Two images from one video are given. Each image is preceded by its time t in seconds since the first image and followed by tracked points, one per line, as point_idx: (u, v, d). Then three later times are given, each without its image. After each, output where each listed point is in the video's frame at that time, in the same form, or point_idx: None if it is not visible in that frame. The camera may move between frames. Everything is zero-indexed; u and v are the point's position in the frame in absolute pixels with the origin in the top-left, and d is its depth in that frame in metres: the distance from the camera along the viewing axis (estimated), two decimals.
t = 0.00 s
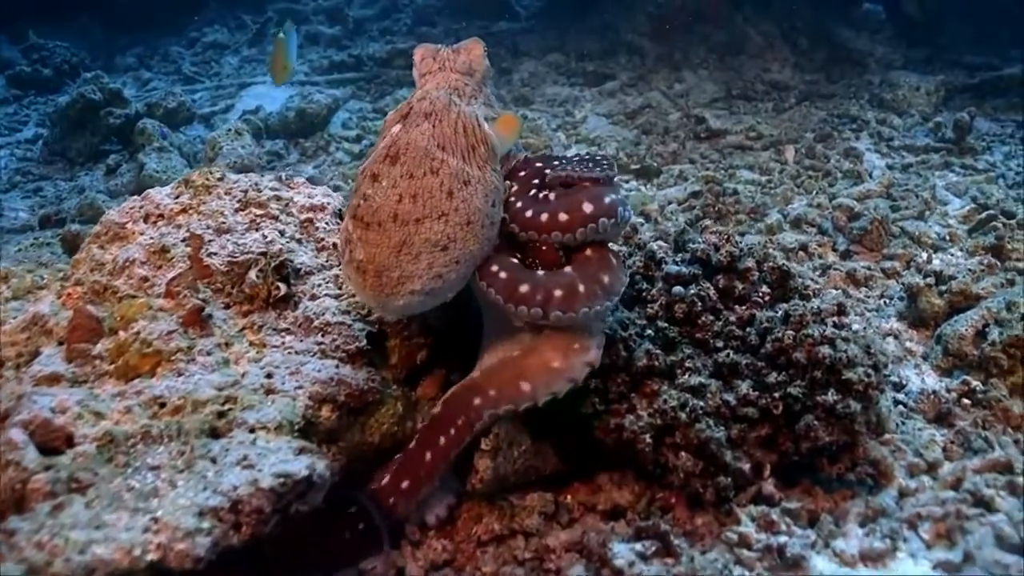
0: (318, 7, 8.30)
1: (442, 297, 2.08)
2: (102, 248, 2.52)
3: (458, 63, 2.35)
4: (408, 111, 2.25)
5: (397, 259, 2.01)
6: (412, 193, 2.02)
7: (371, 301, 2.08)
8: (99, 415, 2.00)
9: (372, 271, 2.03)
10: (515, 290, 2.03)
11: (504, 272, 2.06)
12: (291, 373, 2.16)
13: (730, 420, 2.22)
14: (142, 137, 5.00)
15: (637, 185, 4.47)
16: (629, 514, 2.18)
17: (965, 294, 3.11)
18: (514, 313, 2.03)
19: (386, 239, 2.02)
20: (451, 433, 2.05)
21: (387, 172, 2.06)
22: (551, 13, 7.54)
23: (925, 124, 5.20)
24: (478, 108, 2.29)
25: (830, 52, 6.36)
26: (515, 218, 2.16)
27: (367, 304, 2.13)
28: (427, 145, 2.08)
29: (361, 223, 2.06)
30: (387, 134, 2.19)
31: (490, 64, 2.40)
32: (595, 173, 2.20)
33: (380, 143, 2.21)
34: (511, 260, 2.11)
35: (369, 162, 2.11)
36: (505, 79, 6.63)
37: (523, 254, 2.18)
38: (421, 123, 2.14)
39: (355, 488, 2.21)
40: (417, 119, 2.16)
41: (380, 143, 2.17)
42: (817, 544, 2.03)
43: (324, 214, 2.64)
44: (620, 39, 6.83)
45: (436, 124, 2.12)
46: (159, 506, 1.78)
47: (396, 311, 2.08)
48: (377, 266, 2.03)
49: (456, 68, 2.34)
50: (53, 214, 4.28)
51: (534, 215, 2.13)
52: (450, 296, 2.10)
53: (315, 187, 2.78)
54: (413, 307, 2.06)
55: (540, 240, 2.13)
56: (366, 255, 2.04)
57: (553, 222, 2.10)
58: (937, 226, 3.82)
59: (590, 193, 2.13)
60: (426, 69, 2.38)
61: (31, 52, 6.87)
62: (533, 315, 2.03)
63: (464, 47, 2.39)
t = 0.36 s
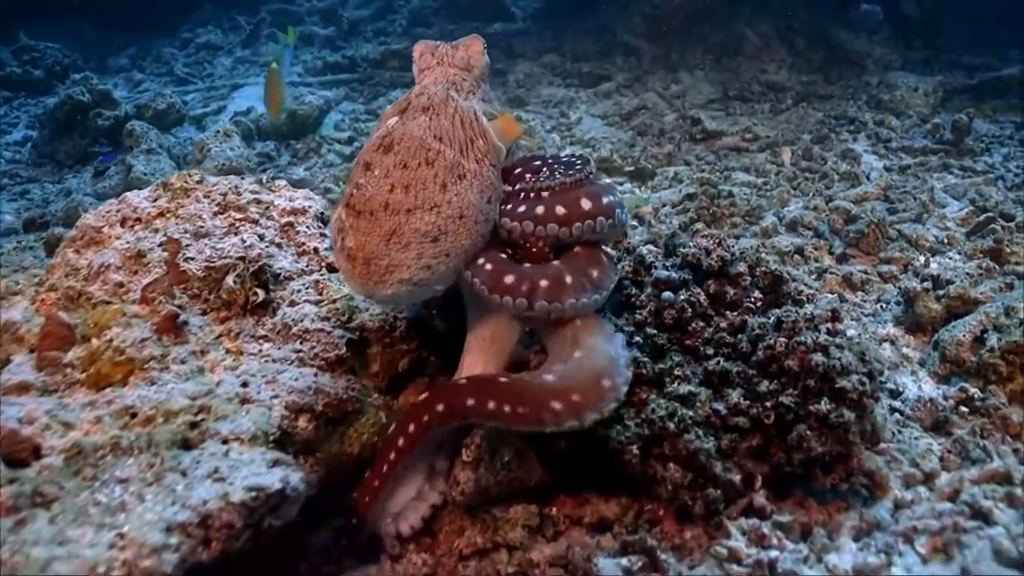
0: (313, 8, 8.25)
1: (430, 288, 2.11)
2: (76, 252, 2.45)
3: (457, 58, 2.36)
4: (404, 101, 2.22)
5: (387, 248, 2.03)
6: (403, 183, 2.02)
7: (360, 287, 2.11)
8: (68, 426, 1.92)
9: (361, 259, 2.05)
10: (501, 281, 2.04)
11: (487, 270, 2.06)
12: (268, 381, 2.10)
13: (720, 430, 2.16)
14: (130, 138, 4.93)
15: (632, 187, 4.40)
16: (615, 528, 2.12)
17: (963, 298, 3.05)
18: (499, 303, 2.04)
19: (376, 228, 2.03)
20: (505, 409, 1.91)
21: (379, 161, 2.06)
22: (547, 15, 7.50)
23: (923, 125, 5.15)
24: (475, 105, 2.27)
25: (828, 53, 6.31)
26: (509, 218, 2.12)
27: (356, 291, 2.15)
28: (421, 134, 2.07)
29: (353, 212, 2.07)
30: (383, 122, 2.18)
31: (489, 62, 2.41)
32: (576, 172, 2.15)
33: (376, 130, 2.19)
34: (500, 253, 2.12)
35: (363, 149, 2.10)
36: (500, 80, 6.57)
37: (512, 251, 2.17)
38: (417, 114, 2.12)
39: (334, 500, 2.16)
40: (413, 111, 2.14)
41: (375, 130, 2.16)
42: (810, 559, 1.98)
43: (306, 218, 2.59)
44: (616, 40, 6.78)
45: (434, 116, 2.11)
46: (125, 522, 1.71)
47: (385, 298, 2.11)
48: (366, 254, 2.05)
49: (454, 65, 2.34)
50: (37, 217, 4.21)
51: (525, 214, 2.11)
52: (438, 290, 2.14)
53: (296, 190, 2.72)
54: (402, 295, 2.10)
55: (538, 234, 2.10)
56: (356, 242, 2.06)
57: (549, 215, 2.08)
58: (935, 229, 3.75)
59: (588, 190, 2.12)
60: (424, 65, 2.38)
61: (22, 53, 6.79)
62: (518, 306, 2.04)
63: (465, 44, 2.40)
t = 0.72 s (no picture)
0: (312, 11, 8.22)
1: (432, 286, 2.05)
2: (60, 259, 2.38)
3: (462, 66, 2.32)
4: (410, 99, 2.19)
5: (389, 241, 1.98)
6: (406, 176, 1.98)
7: (361, 282, 2.07)
8: (44, 439, 1.86)
9: (363, 251, 2.02)
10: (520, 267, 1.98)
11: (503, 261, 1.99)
12: (253, 393, 2.04)
13: (720, 440, 2.09)
14: (125, 142, 4.88)
15: (632, 191, 4.33)
16: (610, 543, 2.06)
17: (970, 304, 2.97)
18: (519, 290, 1.96)
19: (379, 220, 1.99)
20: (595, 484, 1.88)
21: (381, 153, 2.02)
22: (548, 18, 7.46)
23: (928, 126, 5.08)
24: (481, 108, 2.23)
25: (831, 54, 6.25)
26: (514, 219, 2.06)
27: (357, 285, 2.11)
28: (423, 127, 2.03)
29: (356, 203, 2.03)
30: (388, 117, 2.15)
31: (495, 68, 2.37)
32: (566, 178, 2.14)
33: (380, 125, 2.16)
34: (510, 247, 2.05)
35: (367, 142, 2.07)
36: (500, 82, 6.52)
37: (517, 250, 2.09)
38: (422, 109, 2.09)
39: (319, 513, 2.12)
40: (419, 107, 2.11)
41: (379, 125, 2.13)
42: (812, 575, 1.90)
43: (295, 223, 2.54)
44: (617, 42, 6.73)
45: (440, 113, 2.08)
46: (100, 539, 1.64)
47: (386, 294, 2.07)
48: (368, 246, 2.01)
49: (460, 70, 2.30)
50: (29, 223, 4.16)
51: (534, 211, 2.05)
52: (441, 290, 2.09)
53: (285, 194, 2.66)
54: (402, 292, 2.05)
55: (548, 231, 2.04)
56: (359, 234, 2.02)
57: (558, 211, 2.05)
58: (940, 233, 3.68)
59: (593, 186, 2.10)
60: (429, 73, 2.37)
61: (19, 57, 6.75)
62: (539, 291, 1.98)
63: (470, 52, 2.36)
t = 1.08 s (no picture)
0: (310, 11, 8.18)
1: (427, 284, 1.99)
2: (42, 261, 2.33)
3: (462, 68, 2.24)
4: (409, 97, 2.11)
5: (383, 237, 1.92)
6: (403, 174, 1.90)
7: (354, 279, 2.01)
8: (22, 445, 1.77)
9: (357, 249, 1.96)
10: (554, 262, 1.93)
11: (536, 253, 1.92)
12: (236, 398, 1.99)
13: (716, 446, 2.05)
14: (118, 143, 4.83)
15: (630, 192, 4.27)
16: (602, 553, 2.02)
17: (972, 305, 2.90)
18: (554, 283, 1.92)
19: (373, 217, 1.92)
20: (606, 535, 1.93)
21: (377, 150, 1.94)
22: (546, 19, 7.42)
23: (928, 126, 5.03)
24: (480, 110, 2.16)
25: (831, 54, 6.21)
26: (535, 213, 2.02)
27: (349, 283, 2.05)
28: (422, 125, 1.95)
29: (351, 201, 1.96)
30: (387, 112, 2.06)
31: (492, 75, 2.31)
32: (574, 185, 2.14)
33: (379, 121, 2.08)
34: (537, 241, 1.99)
35: (365, 139, 1.99)
36: (498, 83, 6.47)
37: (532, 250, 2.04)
38: (421, 108, 2.01)
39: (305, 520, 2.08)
40: (418, 107, 2.03)
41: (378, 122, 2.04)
42: None
43: (282, 224, 2.50)
44: (616, 42, 6.68)
45: (438, 112, 2.00)
46: (76, 549, 1.59)
47: (380, 291, 2.01)
48: (362, 242, 1.95)
49: (460, 73, 2.23)
50: (18, 225, 4.11)
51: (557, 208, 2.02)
52: (434, 292, 2.02)
53: (274, 195, 2.62)
54: (395, 291, 1.99)
55: (570, 230, 2.01)
56: (353, 231, 1.96)
57: (580, 212, 2.03)
58: (941, 234, 3.63)
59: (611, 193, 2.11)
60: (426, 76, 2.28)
61: (14, 58, 6.70)
62: (574, 285, 1.94)
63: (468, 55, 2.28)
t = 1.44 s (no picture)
0: (312, 10, 8.15)
1: (428, 285, 1.91)
2: (32, 260, 2.30)
3: (452, 71, 2.30)
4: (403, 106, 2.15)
5: (383, 233, 1.87)
6: (403, 171, 1.91)
7: (352, 283, 1.93)
8: (6, 448, 1.76)
9: (355, 248, 1.90)
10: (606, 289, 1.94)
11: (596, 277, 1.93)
12: (226, 399, 1.95)
13: (716, 447, 2.00)
14: (116, 142, 4.80)
15: (633, 189, 4.22)
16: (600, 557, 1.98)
17: (977, 303, 2.84)
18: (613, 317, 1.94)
19: (373, 212, 1.89)
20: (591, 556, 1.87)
21: (377, 152, 1.96)
22: (548, 16, 7.37)
23: (934, 123, 4.97)
24: (474, 110, 2.19)
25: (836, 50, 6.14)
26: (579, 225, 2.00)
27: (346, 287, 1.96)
28: (421, 126, 2.00)
29: (349, 200, 1.93)
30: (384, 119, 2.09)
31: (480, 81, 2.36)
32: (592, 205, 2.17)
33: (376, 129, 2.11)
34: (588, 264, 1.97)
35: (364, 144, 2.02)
36: (499, 81, 6.42)
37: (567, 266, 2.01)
38: (417, 113, 2.05)
39: (300, 524, 2.05)
40: (413, 114, 2.07)
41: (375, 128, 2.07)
42: None
43: (276, 222, 2.47)
44: (618, 40, 6.63)
45: (432, 115, 2.04)
46: (60, 555, 1.55)
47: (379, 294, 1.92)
48: (361, 240, 1.89)
49: (452, 78, 2.27)
50: (15, 225, 4.09)
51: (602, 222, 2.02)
52: (435, 290, 1.93)
53: (268, 193, 2.59)
54: (393, 292, 1.91)
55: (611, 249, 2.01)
56: (351, 230, 1.91)
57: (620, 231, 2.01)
58: (946, 231, 3.57)
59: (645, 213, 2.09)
60: (417, 80, 2.31)
61: (14, 58, 6.68)
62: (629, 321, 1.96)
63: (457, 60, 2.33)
